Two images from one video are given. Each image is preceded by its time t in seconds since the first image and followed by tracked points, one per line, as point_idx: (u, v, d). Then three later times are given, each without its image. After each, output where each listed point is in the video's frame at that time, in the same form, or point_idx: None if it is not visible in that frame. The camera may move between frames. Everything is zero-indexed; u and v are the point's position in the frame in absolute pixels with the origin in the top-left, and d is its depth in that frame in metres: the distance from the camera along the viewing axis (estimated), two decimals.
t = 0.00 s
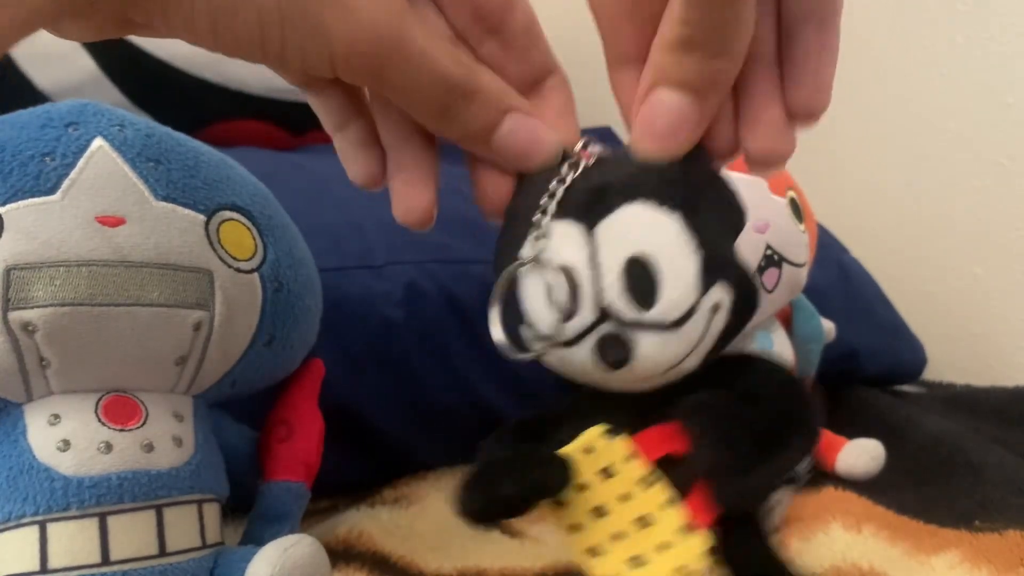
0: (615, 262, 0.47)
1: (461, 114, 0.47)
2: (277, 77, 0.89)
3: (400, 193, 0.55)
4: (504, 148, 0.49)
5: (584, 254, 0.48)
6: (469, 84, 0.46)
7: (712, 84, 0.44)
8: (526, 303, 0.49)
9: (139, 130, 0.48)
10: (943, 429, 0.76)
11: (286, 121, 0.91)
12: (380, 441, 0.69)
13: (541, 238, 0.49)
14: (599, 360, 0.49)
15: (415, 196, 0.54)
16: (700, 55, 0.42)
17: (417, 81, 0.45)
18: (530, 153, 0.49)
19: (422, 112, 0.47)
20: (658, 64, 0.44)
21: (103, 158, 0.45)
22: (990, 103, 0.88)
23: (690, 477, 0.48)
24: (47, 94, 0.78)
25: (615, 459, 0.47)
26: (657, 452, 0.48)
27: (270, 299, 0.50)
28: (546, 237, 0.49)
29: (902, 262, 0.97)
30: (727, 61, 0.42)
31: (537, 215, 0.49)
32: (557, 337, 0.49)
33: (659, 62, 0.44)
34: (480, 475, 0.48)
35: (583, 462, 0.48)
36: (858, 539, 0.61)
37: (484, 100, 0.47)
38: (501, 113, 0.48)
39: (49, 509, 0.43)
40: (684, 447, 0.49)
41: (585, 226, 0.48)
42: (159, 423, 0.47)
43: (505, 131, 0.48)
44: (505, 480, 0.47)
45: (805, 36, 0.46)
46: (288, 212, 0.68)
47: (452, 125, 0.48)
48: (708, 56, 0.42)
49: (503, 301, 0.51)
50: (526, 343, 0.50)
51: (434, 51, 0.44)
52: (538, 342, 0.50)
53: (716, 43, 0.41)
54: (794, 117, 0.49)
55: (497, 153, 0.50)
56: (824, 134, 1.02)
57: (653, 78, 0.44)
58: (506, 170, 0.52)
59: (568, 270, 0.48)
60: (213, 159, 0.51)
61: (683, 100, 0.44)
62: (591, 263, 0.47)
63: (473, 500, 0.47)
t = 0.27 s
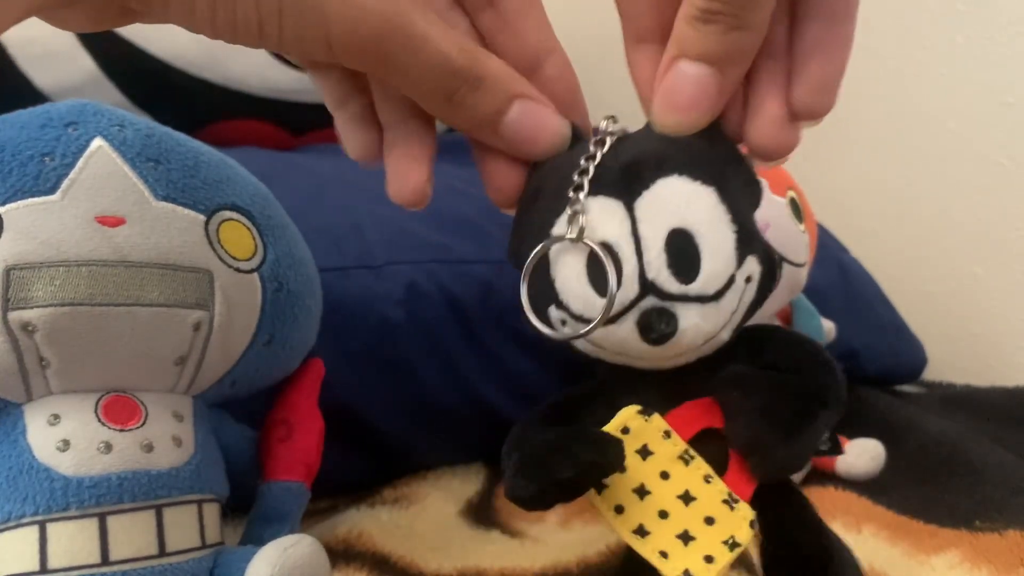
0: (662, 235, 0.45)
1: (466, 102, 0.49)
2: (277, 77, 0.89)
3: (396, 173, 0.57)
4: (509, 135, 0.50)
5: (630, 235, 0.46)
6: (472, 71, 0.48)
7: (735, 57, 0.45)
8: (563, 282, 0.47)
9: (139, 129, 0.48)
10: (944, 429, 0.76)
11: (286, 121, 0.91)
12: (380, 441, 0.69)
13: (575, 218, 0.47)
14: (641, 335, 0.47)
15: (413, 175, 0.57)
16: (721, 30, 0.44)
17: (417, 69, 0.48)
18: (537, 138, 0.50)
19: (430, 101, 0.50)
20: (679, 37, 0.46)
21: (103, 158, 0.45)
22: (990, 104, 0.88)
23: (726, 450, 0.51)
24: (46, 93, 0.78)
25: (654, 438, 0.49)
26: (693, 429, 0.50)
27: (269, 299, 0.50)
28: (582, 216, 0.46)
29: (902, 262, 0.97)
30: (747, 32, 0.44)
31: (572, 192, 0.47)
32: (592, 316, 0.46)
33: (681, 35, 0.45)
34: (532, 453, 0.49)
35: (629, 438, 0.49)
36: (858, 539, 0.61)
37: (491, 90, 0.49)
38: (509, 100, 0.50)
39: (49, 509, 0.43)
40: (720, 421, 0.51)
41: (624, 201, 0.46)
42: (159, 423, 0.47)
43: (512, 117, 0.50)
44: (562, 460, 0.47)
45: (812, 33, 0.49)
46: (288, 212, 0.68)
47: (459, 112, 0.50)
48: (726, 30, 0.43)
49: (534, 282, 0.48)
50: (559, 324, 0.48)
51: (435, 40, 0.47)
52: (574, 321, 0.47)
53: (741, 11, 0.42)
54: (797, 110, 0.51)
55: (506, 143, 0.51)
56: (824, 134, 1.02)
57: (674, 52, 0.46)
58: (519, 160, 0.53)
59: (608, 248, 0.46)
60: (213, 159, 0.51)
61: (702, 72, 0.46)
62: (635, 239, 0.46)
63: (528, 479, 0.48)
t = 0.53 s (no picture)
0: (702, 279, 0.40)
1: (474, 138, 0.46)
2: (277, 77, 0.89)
3: (377, 165, 0.47)
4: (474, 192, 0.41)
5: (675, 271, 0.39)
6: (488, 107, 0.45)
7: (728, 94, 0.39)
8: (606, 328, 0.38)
9: (139, 130, 0.48)
10: (943, 429, 0.76)
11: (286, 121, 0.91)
12: (380, 441, 0.69)
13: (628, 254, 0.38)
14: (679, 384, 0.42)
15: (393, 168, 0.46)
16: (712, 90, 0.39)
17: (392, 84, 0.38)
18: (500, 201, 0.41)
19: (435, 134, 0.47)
20: (674, 68, 0.39)
21: (102, 158, 0.45)
22: (991, 104, 0.88)
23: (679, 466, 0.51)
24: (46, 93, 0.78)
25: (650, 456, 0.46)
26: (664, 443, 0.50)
27: (269, 299, 0.50)
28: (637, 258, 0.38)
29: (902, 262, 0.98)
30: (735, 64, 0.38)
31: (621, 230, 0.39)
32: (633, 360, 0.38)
33: (676, 66, 0.39)
34: (604, 519, 0.45)
35: (659, 470, 0.47)
36: (858, 539, 0.61)
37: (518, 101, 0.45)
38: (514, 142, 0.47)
39: (49, 509, 0.43)
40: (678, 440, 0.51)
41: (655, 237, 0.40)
42: (159, 423, 0.47)
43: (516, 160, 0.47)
44: (633, 523, 0.45)
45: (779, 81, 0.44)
46: (288, 212, 0.68)
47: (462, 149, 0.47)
48: (721, 65, 0.38)
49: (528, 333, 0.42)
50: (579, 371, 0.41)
51: (414, 67, 0.38)
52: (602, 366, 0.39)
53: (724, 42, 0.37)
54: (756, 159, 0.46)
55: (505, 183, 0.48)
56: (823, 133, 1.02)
57: (671, 84, 0.40)
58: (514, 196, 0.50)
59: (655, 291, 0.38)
60: (213, 159, 0.51)
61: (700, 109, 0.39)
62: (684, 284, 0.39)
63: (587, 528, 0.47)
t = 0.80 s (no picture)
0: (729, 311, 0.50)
1: (484, 129, 0.39)
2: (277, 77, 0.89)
3: (407, 127, 0.47)
4: (513, 186, 0.42)
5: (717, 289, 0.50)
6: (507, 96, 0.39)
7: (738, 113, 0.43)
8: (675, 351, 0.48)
9: (139, 130, 0.48)
10: (944, 429, 0.76)
11: (286, 121, 0.91)
12: (380, 441, 0.69)
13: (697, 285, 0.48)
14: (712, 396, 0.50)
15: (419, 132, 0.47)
16: (727, 88, 0.42)
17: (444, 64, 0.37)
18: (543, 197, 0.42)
19: (440, 112, 0.40)
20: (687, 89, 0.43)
21: (103, 158, 0.45)
22: (989, 103, 0.88)
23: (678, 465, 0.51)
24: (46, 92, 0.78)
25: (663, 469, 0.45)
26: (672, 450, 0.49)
27: (269, 299, 0.50)
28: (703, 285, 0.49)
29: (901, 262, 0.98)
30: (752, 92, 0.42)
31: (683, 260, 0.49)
32: (689, 377, 0.48)
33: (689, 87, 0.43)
34: (662, 529, 0.44)
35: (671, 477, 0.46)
36: (858, 539, 0.61)
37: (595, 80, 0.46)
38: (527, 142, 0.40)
39: (49, 509, 0.43)
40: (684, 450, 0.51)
41: (704, 256, 0.51)
42: (160, 423, 0.47)
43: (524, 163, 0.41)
44: (687, 530, 0.43)
45: (783, 109, 0.48)
46: (288, 212, 0.68)
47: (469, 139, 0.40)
48: (734, 88, 0.42)
49: (581, 369, 0.49)
50: (641, 401, 0.49)
51: (466, 44, 0.37)
52: (666, 391, 0.48)
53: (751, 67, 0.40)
54: (752, 179, 0.51)
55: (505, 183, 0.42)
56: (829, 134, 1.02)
57: (679, 103, 0.44)
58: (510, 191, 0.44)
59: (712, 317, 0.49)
60: (214, 159, 0.51)
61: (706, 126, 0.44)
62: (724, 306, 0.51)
63: (654, 550, 0.44)
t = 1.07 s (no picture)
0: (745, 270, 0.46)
1: (499, 104, 0.43)
2: (277, 77, 0.89)
3: (425, 116, 0.52)
4: (537, 154, 0.44)
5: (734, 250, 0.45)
6: (512, 67, 0.42)
7: (744, 81, 0.47)
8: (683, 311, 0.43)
9: (139, 130, 0.48)
10: (944, 429, 0.76)
11: (286, 121, 0.91)
12: (381, 441, 0.69)
13: (710, 247, 0.43)
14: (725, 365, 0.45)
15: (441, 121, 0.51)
16: (738, 53, 0.45)
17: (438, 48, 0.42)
18: (568, 159, 0.43)
19: (457, 93, 0.43)
20: (694, 55, 0.47)
21: (103, 158, 0.45)
22: (989, 103, 0.89)
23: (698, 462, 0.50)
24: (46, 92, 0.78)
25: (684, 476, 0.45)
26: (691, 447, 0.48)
27: (269, 299, 0.50)
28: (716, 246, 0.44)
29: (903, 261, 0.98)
30: (763, 59, 0.46)
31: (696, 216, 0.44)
32: (705, 347, 0.43)
33: (696, 52, 0.47)
34: (677, 497, 0.41)
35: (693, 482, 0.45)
36: (858, 539, 0.61)
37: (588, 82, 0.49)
38: (542, 112, 0.43)
39: (49, 509, 0.43)
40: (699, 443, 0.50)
41: (716, 216, 0.45)
42: (160, 423, 0.47)
43: (542, 132, 0.43)
44: (702, 499, 0.40)
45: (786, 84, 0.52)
46: (288, 212, 0.68)
47: (487, 114, 0.44)
48: (745, 54, 0.45)
49: (588, 334, 0.45)
50: (649, 369, 0.44)
51: (461, 17, 0.41)
52: (679, 357, 0.44)
53: (763, 33, 0.44)
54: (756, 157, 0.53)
55: (529, 157, 0.45)
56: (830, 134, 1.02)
57: (688, 70, 0.47)
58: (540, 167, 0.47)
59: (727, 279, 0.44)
60: (214, 159, 0.51)
61: (714, 93, 0.46)
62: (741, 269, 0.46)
63: (665, 518, 0.41)
